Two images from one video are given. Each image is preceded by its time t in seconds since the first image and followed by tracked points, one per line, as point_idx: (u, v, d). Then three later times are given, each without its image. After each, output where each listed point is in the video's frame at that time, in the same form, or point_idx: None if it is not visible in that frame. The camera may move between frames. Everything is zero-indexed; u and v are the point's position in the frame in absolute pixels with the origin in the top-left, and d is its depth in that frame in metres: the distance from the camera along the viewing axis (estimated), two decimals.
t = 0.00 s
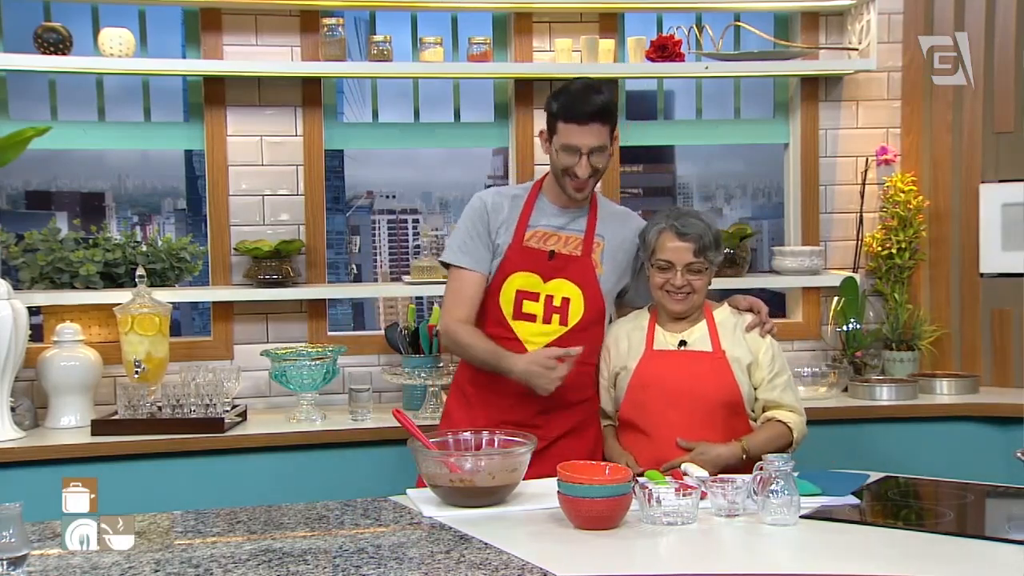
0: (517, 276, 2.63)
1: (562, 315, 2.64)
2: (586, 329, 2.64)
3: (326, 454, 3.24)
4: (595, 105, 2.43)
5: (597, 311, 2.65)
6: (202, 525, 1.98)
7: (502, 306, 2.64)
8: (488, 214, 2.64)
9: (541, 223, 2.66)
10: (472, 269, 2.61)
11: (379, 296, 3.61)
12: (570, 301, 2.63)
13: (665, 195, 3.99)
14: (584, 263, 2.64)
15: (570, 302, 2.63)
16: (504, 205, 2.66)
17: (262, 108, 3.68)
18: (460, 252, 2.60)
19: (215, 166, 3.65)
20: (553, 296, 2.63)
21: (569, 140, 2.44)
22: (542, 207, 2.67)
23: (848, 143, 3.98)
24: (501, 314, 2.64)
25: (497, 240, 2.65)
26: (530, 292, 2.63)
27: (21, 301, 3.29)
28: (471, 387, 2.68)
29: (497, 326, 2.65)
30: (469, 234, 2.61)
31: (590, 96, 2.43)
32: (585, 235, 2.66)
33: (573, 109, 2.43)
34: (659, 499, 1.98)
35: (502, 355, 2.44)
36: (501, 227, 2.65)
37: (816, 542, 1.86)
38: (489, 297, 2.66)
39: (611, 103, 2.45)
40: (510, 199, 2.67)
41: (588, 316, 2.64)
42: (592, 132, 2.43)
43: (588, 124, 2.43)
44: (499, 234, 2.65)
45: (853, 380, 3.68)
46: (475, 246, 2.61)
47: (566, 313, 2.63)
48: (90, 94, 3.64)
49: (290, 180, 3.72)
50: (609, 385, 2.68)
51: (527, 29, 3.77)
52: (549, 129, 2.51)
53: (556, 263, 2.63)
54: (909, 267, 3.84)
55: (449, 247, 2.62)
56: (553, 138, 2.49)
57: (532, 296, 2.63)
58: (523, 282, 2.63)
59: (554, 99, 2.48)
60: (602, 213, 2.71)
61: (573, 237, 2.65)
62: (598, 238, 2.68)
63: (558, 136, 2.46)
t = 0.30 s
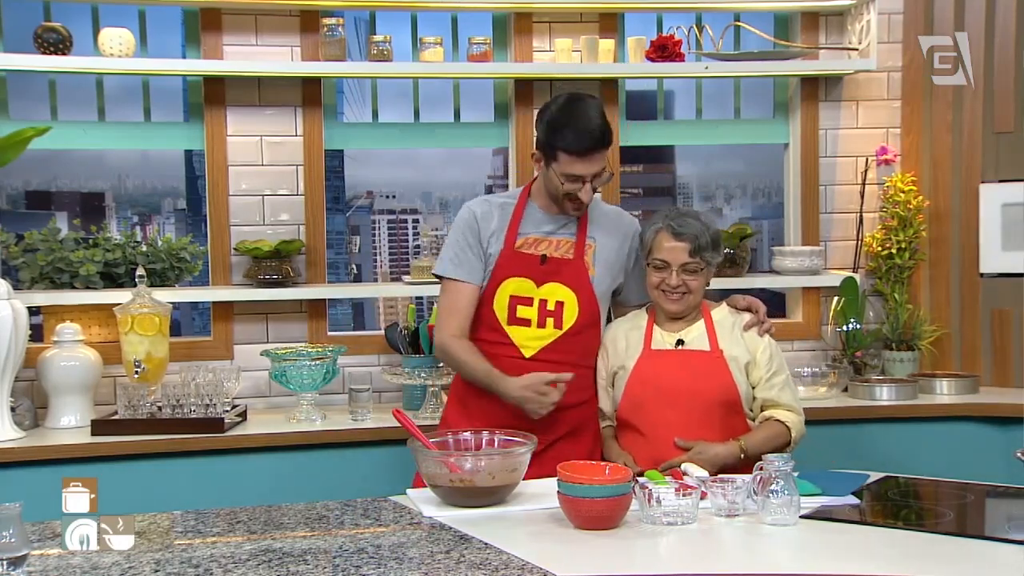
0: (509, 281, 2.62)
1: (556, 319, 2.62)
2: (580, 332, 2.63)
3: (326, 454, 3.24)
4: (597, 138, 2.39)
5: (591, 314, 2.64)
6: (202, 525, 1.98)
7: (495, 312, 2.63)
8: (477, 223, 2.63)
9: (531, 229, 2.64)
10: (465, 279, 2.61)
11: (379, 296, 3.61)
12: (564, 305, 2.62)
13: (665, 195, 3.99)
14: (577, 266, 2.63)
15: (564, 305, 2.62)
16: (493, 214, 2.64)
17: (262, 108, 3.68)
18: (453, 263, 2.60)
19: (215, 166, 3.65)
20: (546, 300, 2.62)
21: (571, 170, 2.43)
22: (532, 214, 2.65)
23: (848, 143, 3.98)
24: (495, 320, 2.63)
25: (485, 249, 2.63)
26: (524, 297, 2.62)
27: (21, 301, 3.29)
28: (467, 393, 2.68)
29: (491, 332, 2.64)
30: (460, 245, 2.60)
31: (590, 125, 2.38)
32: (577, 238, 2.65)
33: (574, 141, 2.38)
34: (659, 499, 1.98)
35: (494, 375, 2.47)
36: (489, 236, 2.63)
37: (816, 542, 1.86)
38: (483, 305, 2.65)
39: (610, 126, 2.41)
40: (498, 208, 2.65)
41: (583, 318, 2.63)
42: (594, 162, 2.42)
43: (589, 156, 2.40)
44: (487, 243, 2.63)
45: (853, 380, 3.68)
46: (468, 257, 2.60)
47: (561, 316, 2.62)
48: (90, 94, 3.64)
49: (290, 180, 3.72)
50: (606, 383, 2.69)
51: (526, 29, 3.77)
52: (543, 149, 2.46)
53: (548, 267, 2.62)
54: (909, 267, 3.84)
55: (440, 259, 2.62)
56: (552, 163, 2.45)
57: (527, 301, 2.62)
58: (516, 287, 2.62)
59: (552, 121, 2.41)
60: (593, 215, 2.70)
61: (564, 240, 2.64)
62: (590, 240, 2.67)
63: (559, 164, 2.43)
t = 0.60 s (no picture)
0: (504, 280, 2.64)
1: (551, 317, 2.64)
2: (573, 331, 2.65)
3: (326, 454, 3.24)
4: (583, 91, 2.47)
5: (585, 313, 2.65)
6: (203, 525, 1.98)
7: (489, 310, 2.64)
8: (474, 220, 2.65)
9: (528, 227, 2.67)
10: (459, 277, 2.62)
11: (379, 296, 3.61)
12: (558, 304, 2.63)
13: (665, 195, 3.98)
14: (572, 265, 2.64)
15: (559, 304, 2.64)
16: (491, 212, 2.66)
17: (262, 108, 3.68)
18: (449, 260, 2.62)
19: (214, 166, 3.65)
20: (541, 298, 2.63)
21: (557, 124, 2.47)
22: (528, 211, 2.68)
23: (848, 143, 3.98)
24: (489, 318, 2.64)
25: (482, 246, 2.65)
26: (519, 296, 2.64)
27: (21, 300, 3.29)
28: (461, 391, 2.69)
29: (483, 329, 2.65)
30: (456, 242, 2.63)
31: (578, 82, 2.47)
32: (572, 238, 2.67)
33: (562, 93, 2.46)
34: (659, 499, 1.98)
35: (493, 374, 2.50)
36: (485, 233, 2.65)
37: (817, 542, 1.86)
38: (478, 302, 2.67)
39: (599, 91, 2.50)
40: (495, 205, 2.67)
41: (577, 316, 2.64)
42: (581, 116, 2.47)
43: (576, 108, 2.46)
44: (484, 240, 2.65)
45: (853, 380, 3.68)
46: (464, 254, 2.62)
47: (555, 314, 2.63)
48: (90, 94, 3.64)
49: (290, 180, 3.72)
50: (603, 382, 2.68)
51: (526, 29, 3.77)
52: (535, 119, 2.53)
53: (543, 265, 2.64)
54: (908, 267, 3.84)
55: (438, 257, 2.64)
56: (541, 126, 2.51)
57: (521, 299, 2.64)
58: (510, 285, 2.64)
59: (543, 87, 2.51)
60: (589, 214, 2.72)
61: (560, 240, 2.67)
62: (586, 240, 2.69)
63: (547, 121, 2.48)
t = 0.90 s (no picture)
0: (492, 278, 2.63)
1: (538, 316, 2.64)
2: (561, 331, 2.66)
3: (325, 454, 3.24)
4: (578, 99, 2.45)
5: (572, 314, 2.66)
6: (203, 525, 1.98)
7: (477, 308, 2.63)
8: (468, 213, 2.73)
9: (519, 229, 2.66)
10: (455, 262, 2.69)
11: (380, 296, 3.61)
12: (546, 303, 2.64)
13: (665, 195, 3.98)
14: (560, 266, 2.65)
15: (546, 304, 2.64)
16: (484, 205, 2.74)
17: (262, 108, 3.68)
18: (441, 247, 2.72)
19: (214, 166, 3.64)
20: (529, 298, 2.63)
21: (552, 132, 2.45)
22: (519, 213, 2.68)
23: (848, 143, 3.98)
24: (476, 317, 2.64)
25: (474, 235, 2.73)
26: (506, 295, 2.63)
27: (21, 300, 3.29)
28: (449, 391, 2.68)
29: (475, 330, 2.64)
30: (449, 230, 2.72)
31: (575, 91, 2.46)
32: (562, 241, 2.68)
33: (557, 101, 2.45)
34: (659, 499, 1.98)
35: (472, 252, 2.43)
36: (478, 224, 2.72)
37: (816, 542, 1.86)
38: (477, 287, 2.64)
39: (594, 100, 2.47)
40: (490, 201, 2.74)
41: (564, 317, 2.65)
42: (575, 124, 2.45)
43: (570, 116, 2.45)
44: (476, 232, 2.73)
45: (853, 380, 3.68)
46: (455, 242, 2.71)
47: (543, 314, 2.64)
48: (90, 94, 3.64)
49: (290, 180, 3.72)
50: (603, 382, 2.70)
51: (527, 29, 3.77)
52: (529, 127, 2.52)
53: (532, 265, 2.64)
54: (908, 266, 3.85)
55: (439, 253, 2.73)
56: (535, 134, 2.49)
57: (509, 298, 2.63)
58: (498, 285, 2.63)
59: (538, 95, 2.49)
60: (580, 218, 2.72)
61: (550, 242, 2.67)
62: (576, 244, 2.70)
63: (542, 130, 2.47)
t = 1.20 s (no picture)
0: (471, 300, 2.66)
1: (519, 334, 2.67)
2: (541, 347, 2.70)
3: (326, 454, 3.24)
4: (546, 114, 2.52)
5: (550, 330, 2.70)
6: (202, 526, 1.98)
7: (457, 330, 2.66)
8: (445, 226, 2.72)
9: (495, 248, 2.69)
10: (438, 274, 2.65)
11: (380, 296, 3.61)
12: (526, 321, 2.67)
13: (665, 195, 3.98)
14: (539, 284, 2.68)
15: (526, 321, 2.67)
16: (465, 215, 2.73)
17: (262, 108, 3.68)
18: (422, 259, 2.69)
19: (215, 166, 3.64)
20: (509, 316, 2.67)
21: (526, 149, 2.50)
22: (495, 232, 2.70)
23: (848, 143, 3.98)
24: (457, 338, 2.67)
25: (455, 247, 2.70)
26: (486, 315, 2.66)
27: (21, 300, 3.29)
28: (432, 411, 2.69)
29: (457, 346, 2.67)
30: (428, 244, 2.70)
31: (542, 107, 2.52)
32: (539, 259, 2.71)
33: (526, 118, 2.51)
34: (659, 499, 1.98)
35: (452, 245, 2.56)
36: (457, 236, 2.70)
37: (817, 542, 1.86)
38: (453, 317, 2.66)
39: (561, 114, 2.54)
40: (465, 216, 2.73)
41: (543, 334, 2.69)
42: (547, 138, 2.51)
43: (541, 131, 2.50)
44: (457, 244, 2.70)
45: (853, 379, 3.68)
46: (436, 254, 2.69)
47: (523, 332, 2.67)
48: (90, 93, 3.64)
49: (290, 180, 3.72)
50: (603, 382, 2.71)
51: (527, 29, 3.77)
52: (501, 149, 2.57)
53: (511, 285, 2.67)
54: (909, 266, 3.85)
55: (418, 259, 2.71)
56: (508, 154, 2.54)
57: (489, 318, 2.66)
58: (478, 306, 2.66)
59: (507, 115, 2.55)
60: (555, 235, 2.75)
61: (527, 261, 2.70)
62: (552, 261, 2.73)
63: (515, 150, 2.52)
